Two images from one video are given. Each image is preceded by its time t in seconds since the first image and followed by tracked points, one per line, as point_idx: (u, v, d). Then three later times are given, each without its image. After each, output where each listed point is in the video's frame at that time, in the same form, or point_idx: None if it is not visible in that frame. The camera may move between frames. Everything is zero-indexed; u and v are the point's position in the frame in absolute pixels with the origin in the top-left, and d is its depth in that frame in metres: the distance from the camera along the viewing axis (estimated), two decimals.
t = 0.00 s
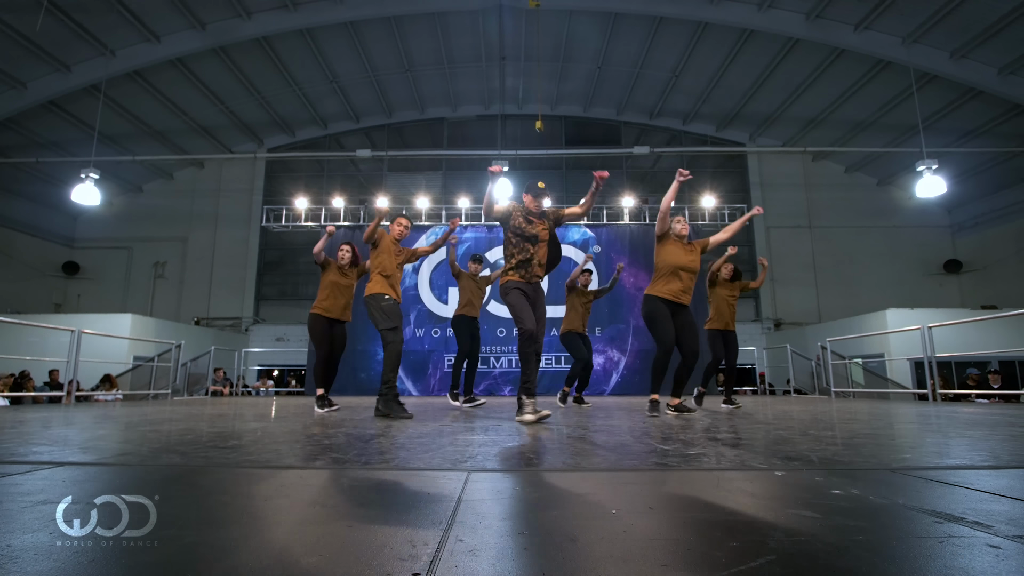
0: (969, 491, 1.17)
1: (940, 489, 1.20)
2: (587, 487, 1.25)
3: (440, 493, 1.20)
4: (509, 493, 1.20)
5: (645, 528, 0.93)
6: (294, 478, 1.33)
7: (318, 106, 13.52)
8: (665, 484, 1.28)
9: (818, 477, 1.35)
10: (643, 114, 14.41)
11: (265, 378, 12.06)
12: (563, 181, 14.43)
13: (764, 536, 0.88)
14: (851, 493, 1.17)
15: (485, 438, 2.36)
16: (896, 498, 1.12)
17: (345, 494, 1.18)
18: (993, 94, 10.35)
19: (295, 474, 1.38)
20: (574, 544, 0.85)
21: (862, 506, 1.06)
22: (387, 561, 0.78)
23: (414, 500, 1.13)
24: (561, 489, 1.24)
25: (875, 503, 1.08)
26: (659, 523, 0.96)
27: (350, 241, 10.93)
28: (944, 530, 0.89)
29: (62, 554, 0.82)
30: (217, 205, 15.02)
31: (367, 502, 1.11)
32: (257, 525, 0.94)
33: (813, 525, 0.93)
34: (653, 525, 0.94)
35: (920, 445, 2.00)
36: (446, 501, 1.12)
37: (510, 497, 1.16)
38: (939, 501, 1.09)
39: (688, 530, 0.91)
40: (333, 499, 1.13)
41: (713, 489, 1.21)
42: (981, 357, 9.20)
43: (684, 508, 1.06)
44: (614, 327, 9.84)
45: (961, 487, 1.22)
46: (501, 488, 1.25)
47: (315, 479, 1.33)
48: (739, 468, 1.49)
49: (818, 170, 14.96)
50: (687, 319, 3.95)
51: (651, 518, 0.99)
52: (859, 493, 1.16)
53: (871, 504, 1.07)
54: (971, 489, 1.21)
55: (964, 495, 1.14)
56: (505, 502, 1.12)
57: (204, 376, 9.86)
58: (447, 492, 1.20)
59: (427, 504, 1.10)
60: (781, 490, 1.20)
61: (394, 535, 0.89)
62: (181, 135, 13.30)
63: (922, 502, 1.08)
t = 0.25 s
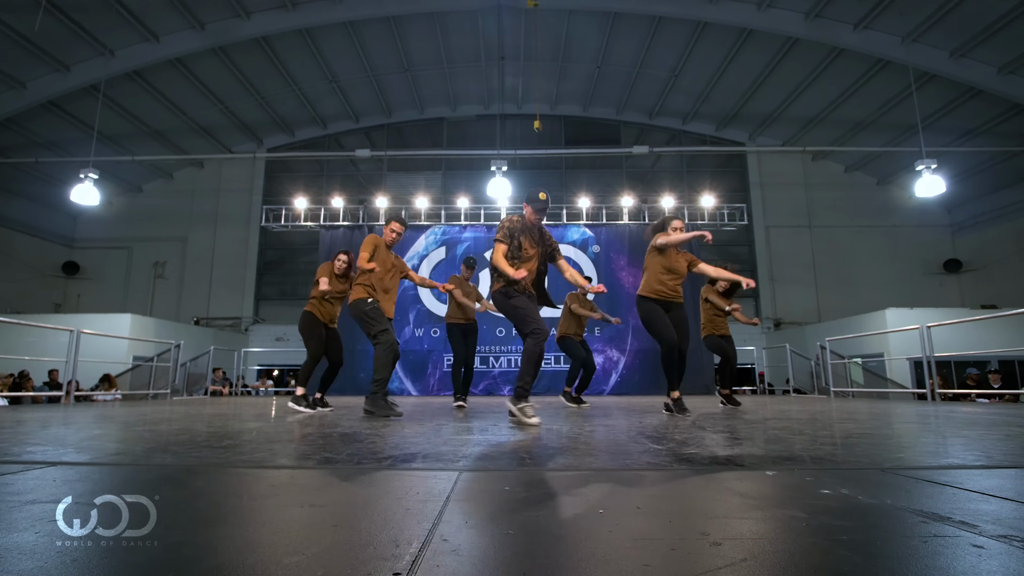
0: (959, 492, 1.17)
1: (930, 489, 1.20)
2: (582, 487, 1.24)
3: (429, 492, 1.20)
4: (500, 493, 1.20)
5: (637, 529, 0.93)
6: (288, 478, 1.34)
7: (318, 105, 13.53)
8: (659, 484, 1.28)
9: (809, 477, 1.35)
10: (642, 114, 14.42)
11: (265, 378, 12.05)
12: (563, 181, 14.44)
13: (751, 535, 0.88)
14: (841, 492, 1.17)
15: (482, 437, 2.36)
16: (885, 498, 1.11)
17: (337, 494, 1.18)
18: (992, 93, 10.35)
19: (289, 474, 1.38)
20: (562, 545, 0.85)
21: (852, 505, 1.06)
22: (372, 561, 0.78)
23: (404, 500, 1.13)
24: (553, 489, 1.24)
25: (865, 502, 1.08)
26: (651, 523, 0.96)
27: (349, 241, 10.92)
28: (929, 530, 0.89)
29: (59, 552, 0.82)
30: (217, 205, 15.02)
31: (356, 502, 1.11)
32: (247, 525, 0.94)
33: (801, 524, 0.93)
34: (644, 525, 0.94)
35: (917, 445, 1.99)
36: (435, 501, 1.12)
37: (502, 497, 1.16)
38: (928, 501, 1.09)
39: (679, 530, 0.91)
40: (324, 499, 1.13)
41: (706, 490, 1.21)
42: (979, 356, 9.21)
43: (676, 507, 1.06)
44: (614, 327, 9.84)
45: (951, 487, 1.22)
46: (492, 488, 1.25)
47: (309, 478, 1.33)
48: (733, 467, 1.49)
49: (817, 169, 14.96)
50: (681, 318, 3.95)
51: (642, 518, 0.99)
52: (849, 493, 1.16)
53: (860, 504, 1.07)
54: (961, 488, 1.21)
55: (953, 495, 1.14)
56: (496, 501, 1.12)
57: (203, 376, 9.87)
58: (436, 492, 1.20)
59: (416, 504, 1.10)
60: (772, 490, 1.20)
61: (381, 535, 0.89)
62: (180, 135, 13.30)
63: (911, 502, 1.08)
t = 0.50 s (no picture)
0: (947, 491, 1.17)
1: (920, 489, 1.20)
2: (576, 487, 1.24)
3: (420, 492, 1.20)
4: (492, 493, 1.20)
5: (627, 528, 0.93)
6: (284, 478, 1.34)
7: (318, 106, 13.53)
8: (654, 484, 1.28)
9: (802, 477, 1.35)
10: (643, 114, 14.42)
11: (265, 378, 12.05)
12: (563, 181, 14.43)
13: (741, 535, 0.88)
14: (831, 493, 1.17)
15: (479, 438, 2.36)
16: (876, 498, 1.11)
17: (331, 493, 1.18)
18: (993, 93, 10.34)
19: (285, 474, 1.39)
20: (547, 544, 0.85)
21: (842, 505, 1.06)
22: (358, 561, 0.78)
23: (394, 500, 1.13)
24: (545, 489, 1.24)
25: (855, 502, 1.08)
26: (642, 522, 0.96)
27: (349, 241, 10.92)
28: (915, 529, 0.89)
29: (58, 552, 0.82)
30: (218, 206, 15.03)
31: (347, 502, 1.11)
32: (237, 524, 0.95)
33: (790, 524, 0.93)
34: (636, 525, 0.95)
35: (912, 445, 1.99)
36: (425, 501, 1.13)
37: (492, 497, 1.16)
38: (917, 501, 1.09)
39: (670, 531, 0.91)
40: (317, 498, 1.14)
41: (698, 489, 1.22)
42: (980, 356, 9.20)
43: (669, 508, 1.06)
44: (614, 327, 9.84)
45: (941, 487, 1.22)
46: (484, 488, 1.25)
47: (305, 478, 1.34)
48: (726, 468, 1.50)
49: (818, 169, 14.95)
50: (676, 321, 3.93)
51: (634, 518, 0.99)
52: (840, 494, 1.16)
53: (848, 503, 1.08)
54: (953, 489, 1.21)
55: (942, 495, 1.14)
56: (485, 502, 1.12)
57: (203, 376, 9.88)
58: (428, 492, 1.20)
59: (406, 504, 1.10)
60: (762, 491, 1.20)
61: (368, 535, 0.89)
62: (181, 136, 13.30)
63: (899, 502, 1.08)
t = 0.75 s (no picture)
0: (938, 491, 1.17)
1: (911, 489, 1.20)
2: (570, 487, 1.24)
3: (411, 492, 1.20)
4: (483, 493, 1.20)
5: (619, 528, 0.93)
6: (279, 477, 1.34)
7: (319, 106, 13.55)
8: (648, 484, 1.28)
9: (795, 477, 1.35)
10: (643, 113, 14.42)
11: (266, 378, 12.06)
12: (564, 181, 14.45)
13: (730, 535, 0.88)
14: (823, 493, 1.17)
15: (476, 437, 2.36)
16: (866, 498, 1.11)
17: (324, 493, 1.18)
18: (995, 91, 10.31)
19: (281, 473, 1.39)
20: (535, 543, 0.86)
21: (833, 505, 1.06)
22: (344, 561, 0.78)
23: (385, 499, 1.13)
24: (537, 488, 1.24)
25: (845, 502, 1.08)
26: (634, 522, 0.96)
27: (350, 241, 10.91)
28: (904, 530, 0.89)
29: (57, 552, 0.82)
30: (219, 206, 15.04)
31: (339, 501, 1.11)
32: (227, 524, 0.95)
33: (779, 523, 0.94)
34: (628, 525, 0.95)
35: (908, 444, 1.99)
36: (415, 500, 1.13)
37: (484, 497, 1.16)
38: (906, 501, 1.09)
39: (661, 530, 0.91)
40: (310, 498, 1.14)
41: (690, 489, 1.22)
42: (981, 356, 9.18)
43: (662, 508, 1.07)
44: (614, 327, 9.84)
45: (932, 486, 1.22)
46: (476, 487, 1.26)
47: (301, 477, 1.34)
48: (720, 467, 1.50)
49: (819, 168, 14.93)
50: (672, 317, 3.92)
51: (626, 518, 0.99)
52: (831, 493, 1.16)
53: (838, 504, 1.08)
54: (943, 488, 1.21)
55: (931, 495, 1.14)
56: (476, 501, 1.12)
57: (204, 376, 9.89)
58: (419, 492, 1.21)
59: (396, 503, 1.10)
60: (754, 490, 1.20)
61: (356, 535, 0.89)
62: (182, 136, 13.31)
63: (889, 502, 1.08)
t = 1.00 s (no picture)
0: (927, 490, 1.17)
1: (900, 489, 1.20)
2: (565, 488, 1.24)
3: (399, 492, 1.20)
4: (473, 493, 1.20)
5: (610, 528, 0.93)
6: (272, 477, 1.34)
7: (318, 106, 13.55)
8: (641, 484, 1.27)
9: (786, 477, 1.35)
10: (643, 113, 14.42)
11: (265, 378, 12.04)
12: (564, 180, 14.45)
13: (720, 536, 0.88)
14: (812, 493, 1.17)
15: (472, 437, 2.36)
16: (855, 498, 1.11)
17: (315, 493, 1.18)
18: (994, 91, 10.33)
19: (274, 473, 1.39)
20: (522, 543, 0.85)
21: (821, 506, 1.06)
22: (328, 561, 0.78)
23: (374, 499, 1.13)
24: (528, 488, 1.24)
25: (833, 502, 1.08)
26: (625, 522, 0.96)
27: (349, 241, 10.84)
28: (891, 530, 0.89)
29: (58, 552, 0.82)
30: (219, 206, 15.03)
31: (328, 501, 1.11)
32: (217, 524, 0.95)
33: (765, 524, 0.94)
34: (619, 526, 0.94)
35: (904, 444, 1.99)
36: (403, 500, 1.13)
37: (475, 497, 1.16)
38: (895, 501, 1.09)
39: (653, 531, 0.91)
40: (301, 497, 1.14)
41: (682, 489, 1.22)
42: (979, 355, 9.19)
43: (654, 507, 1.06)
44: (613, 327, 9.83)
45: (921, 486, 1.22)
46: (466, 488, 1.26)
47: (294, 477, 1.34)
48: (714, 467, 1.49)
49: (818, 168, 14.94)
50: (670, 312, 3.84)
51: (618, 518, 0.99)
52: (819, 493, 1.16)
53: (827, 504, 1.07)
54: (933, 488, 1.21)
55: (920, 495, 1.14)
56: (466, 501, 1.12)
57: (204, 376, 9.88)
58: (408, 492, 1.21)
59: (384, 503, 1.10)
60: (744, 490, 1.20)
61: (341, 535, 0.89)
62: (181, 136, 13.30)
63: (877, 502, 1.08)
